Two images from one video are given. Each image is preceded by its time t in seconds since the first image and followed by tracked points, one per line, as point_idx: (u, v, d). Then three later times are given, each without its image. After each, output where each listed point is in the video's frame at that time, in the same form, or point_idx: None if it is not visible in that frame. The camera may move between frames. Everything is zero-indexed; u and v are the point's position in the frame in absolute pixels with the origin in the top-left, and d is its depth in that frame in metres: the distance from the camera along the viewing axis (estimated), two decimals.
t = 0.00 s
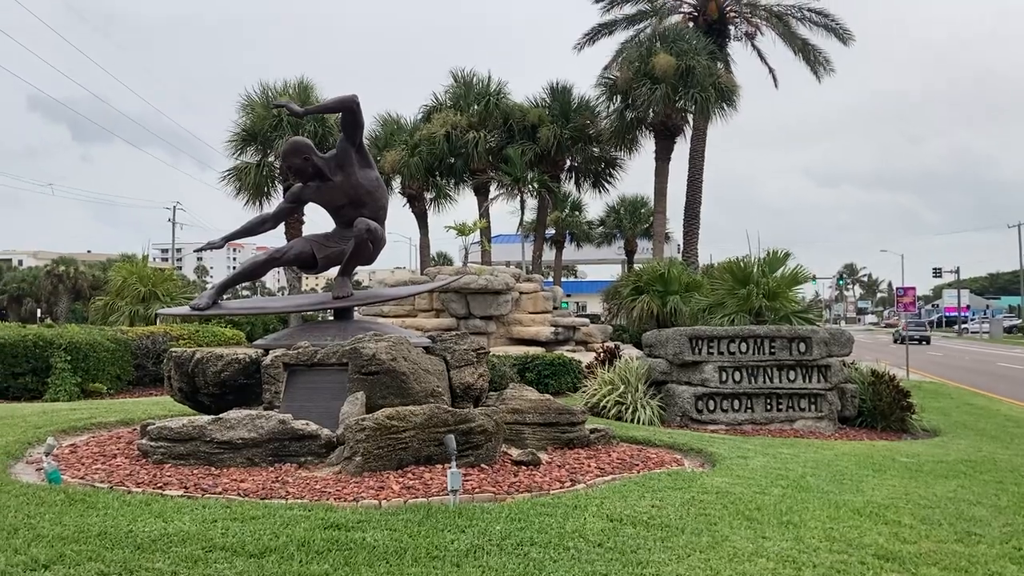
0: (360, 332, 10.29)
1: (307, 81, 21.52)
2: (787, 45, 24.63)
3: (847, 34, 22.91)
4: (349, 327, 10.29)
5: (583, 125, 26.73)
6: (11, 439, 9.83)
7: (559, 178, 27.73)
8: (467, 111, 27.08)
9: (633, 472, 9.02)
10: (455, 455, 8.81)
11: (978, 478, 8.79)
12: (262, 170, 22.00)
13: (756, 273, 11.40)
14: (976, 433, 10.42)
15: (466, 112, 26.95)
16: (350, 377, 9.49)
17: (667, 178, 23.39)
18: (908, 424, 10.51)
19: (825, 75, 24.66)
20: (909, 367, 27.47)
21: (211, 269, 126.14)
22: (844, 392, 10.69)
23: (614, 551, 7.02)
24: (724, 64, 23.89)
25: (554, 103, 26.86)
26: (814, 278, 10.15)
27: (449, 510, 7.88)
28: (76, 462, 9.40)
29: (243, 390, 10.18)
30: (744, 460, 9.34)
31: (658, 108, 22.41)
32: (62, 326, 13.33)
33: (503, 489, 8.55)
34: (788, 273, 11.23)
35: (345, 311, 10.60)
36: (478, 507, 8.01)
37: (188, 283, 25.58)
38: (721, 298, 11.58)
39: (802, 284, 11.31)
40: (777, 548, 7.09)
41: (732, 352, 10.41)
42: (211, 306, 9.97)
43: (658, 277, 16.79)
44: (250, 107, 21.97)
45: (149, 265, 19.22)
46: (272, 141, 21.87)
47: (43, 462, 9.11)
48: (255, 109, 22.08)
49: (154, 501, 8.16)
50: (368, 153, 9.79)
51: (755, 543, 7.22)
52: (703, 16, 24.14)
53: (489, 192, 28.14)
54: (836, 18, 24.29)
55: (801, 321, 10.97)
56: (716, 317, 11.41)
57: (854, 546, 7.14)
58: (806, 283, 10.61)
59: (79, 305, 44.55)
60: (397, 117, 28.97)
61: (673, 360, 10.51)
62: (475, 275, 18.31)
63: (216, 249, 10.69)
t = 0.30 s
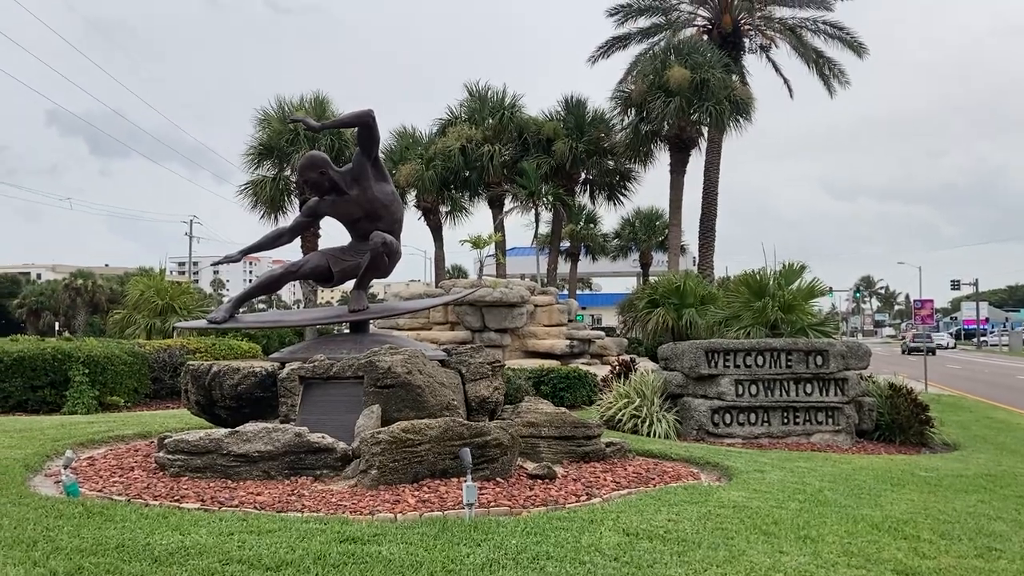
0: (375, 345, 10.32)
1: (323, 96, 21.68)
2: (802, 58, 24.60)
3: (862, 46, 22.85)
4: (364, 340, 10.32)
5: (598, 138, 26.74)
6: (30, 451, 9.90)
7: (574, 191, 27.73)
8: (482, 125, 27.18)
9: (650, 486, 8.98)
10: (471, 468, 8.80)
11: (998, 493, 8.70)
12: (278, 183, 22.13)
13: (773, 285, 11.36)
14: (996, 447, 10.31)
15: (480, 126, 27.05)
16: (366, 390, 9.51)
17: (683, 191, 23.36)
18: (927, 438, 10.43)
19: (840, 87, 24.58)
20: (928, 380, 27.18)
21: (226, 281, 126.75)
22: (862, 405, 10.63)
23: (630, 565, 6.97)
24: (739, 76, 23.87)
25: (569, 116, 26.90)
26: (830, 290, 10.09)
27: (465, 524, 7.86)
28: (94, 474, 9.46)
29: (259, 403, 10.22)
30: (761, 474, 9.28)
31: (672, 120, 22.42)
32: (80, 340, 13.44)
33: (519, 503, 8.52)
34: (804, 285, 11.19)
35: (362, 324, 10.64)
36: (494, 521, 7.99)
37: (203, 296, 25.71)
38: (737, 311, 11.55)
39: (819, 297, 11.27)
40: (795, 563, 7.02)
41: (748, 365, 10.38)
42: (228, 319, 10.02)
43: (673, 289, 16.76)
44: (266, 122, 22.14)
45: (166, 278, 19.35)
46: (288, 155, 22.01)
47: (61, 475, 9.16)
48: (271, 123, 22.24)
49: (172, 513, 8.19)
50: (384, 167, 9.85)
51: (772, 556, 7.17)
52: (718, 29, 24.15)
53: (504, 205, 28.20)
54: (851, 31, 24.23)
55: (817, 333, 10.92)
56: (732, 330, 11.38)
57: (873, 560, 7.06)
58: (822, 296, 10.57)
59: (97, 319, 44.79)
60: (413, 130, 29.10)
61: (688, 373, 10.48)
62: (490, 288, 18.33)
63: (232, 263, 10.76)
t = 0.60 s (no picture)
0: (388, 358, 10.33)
1: (336, 110, 21.81)
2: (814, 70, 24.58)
3: (874, 58, 22.82)
4: (377, 353, 10.35)
5: (609, 151, 26.79)
6: (45, 464, 9.96)
7: (586, 203, 27.73)
8: (494, 137, 27.26)
9: (663, 500, 8.95)
10: (483, 482, 8.78)
11: (1015, 508, 8.62)
12: (292, 197, 22.25)
13: (786, 297, 11.33)
14: (1013, 461, 10.23)
15: (492, 139, 27.14)
16: (379, 403, 9.52)
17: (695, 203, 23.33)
18: (942, 452, 10.38)
19: (853, 99, 24.54)
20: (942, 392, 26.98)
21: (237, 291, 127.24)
22: (876, 418, 10.59)
23: None
24: (750, 88, 23.88)
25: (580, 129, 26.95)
26: (843, 303, 10.06)
27: (477, 538, 7.82)
28: (108, 487, 9.50)
29: (272, 416, 10.26)
30: (774, 488, 9.23)
31: (684, 133, 22.42)
32: (95, 353, 13.54)
33: (532, 516, 8.48)
34: (817, 298, 11.16)
35: (374, 337, 10.66)
36: (506, 535, 7.95)
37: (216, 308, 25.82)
38: (750, 323, 11.53)
39: (832, 310, 11.23)
40: None
41: (761, 378, 10.36)
42: (242, 332, 10.06)
43: (686, 302, 16.76)
44: (279, 135, 22.28)
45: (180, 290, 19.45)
46: (300, 168, 22.12)
47: (76, 487, 9.21)
48: (284, 137, 22.37)
49: (185, 526, 8.20)
50: (397, 181, 9.89)
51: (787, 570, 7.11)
52: (729, 42, 24.17)
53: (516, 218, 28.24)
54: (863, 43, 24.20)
55: (831, 346, 10.89)
56: (745, 343, 11.35)
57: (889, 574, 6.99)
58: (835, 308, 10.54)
59: (111, 332, 45.04)
60: (425, 143, 29.21)
61: (701, 387, 10.45)
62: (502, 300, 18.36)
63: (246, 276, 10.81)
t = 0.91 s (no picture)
0: (396, 369, 10.36)
1: (345, 123, 21.92)
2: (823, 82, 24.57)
3: (884, 70, 22.79)
4: (386, 365, 10.36)
5: (618, 163, 26.81)
6: (56, 476, 9.99)
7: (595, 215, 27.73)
8: (503, 150, 27.32)
9: (673, 513, 8.90)
10: (492, 494, 8.75)
11: None
12: (301, 210, 22.33)
13: (795, 309, 11.32)
14: None
15: (501, 151, 27.20)
16: (388, 415, 9.52)
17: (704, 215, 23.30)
18: (955, 464, 10.32)
19: (862, 111, 24.50)
20: (955, 405, 26.79)
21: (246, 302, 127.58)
22: (887, 431, 10.53)
23: None
24: (759, 100, 23.89)
25: (589, 141, 27.00)
26: (854, 315, 10.02)
27: (487, 551, 7.77)
28: (118, 499, 9.52)
29: (281, 428, 10.27)
30: (785, 501, 9.17)
31: (693, 144, 22.42)
32: (105, 365, 13.59)
33: (541, 529, 8.43)
34: (827, 310, 11.14)
35: (384, 349, 10.67)
36: (515, 548, 7.90)
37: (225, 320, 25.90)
38: (760, 335, 11.51)
39: (843, 321, 11.21)
40: None
41: (771, 391, 10.33)
42: (251, 344, 10.09)
43: (695, 314, 16.75)
44: (289, 149, 22.39)
45: (190, 303, 19.51)
46: (310, 181, 22.20)
47: (86, 500, 9.23)
48: (294, 150, 22.46)
49: (195, 538, 8.19)
50: (407, 194, 9.92)
51: None
52: (738, 54, 24.19)
53: (525, 230, 28.26)
54: (872, 55, 24.19)
55: (841, 358, 10.85)
56: (755, 355, 11.33)
57: None
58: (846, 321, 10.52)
59: (121, 344, 45.22)
60: (433, 155, 29.29)
61: (711, 400, 10.42)
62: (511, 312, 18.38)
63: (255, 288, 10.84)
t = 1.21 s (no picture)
0: (403, 382, 10.36)
1: (352, 136, 22.02)
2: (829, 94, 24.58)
3: (890, 82, 22.79)
4: (393, 378, 10.36)
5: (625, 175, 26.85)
6: (64, 489, 10.01)
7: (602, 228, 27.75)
8: (509, 163, 27.39)
9: (681, 527, 8.85)
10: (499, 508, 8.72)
11: None
12: (308, 223, 22.42)
13: (802, 322, 11.32)
14: None
15: (508, 164, 27.27)
16: (395, 428, 9.52)
17: (711, 227, 23.31)
18: (964, 478, 10.28)
19: (869, 123, 24.50)
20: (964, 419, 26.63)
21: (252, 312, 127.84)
22: (896, 445, 10.50)
23: None
24: (765, 113, 23.94)
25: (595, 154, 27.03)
26: (861, 327, 10.01)
27: (494, 564, 7.72)
28: (126, 512, 9.53)
29: (289, 441, 10.28)
30: (793, 515, 9.12)
31: (699, 158, 22.44)
32: (113, 377, 13.64)
33: (548, 543, 8.39)
34: (834, 322, 11.13)
35: (391, 362, 10.69)
36: (522, 561, 7.83)
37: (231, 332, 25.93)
38: (766, 348, 11.50)
39: (850, 334, 11.19)
40: None
41: (779, 404, 10.32)
42: (259, 357, 10.11)
43: (702, 327, 16.75)
44: (297, 162, 22.49)
45: (197, 315, 19.56)
46: (318, 194, 22.27)
47: (94, 512, 9.24)
48: (302, 163, 22.55)
49: (202, 551, 8.18)
50: (414, 207, 9.95)
51: None
52: (744, 67, 24.25)
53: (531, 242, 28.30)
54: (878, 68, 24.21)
55: (849, 371, 10.83)
56: (762, 368, 11.32)
57: None
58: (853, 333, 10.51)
59: (128, 356, 45.36)
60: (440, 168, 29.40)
61: (718, 413, 10.41)
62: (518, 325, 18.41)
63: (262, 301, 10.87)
